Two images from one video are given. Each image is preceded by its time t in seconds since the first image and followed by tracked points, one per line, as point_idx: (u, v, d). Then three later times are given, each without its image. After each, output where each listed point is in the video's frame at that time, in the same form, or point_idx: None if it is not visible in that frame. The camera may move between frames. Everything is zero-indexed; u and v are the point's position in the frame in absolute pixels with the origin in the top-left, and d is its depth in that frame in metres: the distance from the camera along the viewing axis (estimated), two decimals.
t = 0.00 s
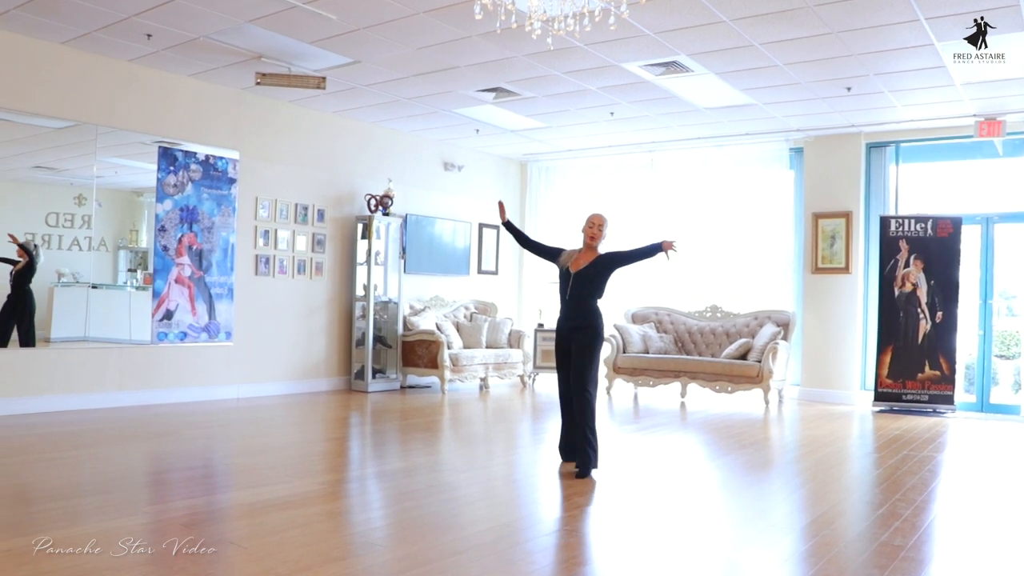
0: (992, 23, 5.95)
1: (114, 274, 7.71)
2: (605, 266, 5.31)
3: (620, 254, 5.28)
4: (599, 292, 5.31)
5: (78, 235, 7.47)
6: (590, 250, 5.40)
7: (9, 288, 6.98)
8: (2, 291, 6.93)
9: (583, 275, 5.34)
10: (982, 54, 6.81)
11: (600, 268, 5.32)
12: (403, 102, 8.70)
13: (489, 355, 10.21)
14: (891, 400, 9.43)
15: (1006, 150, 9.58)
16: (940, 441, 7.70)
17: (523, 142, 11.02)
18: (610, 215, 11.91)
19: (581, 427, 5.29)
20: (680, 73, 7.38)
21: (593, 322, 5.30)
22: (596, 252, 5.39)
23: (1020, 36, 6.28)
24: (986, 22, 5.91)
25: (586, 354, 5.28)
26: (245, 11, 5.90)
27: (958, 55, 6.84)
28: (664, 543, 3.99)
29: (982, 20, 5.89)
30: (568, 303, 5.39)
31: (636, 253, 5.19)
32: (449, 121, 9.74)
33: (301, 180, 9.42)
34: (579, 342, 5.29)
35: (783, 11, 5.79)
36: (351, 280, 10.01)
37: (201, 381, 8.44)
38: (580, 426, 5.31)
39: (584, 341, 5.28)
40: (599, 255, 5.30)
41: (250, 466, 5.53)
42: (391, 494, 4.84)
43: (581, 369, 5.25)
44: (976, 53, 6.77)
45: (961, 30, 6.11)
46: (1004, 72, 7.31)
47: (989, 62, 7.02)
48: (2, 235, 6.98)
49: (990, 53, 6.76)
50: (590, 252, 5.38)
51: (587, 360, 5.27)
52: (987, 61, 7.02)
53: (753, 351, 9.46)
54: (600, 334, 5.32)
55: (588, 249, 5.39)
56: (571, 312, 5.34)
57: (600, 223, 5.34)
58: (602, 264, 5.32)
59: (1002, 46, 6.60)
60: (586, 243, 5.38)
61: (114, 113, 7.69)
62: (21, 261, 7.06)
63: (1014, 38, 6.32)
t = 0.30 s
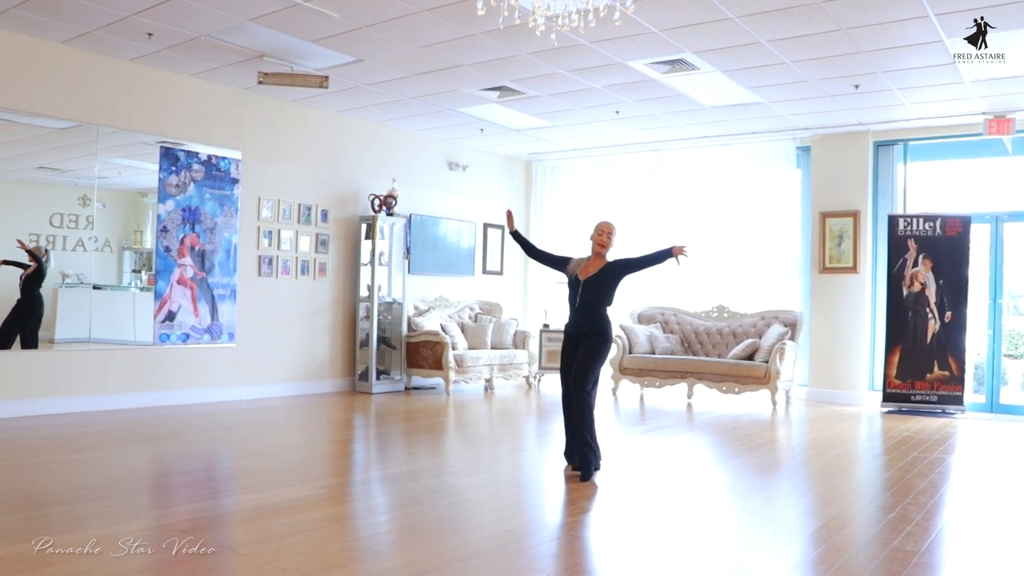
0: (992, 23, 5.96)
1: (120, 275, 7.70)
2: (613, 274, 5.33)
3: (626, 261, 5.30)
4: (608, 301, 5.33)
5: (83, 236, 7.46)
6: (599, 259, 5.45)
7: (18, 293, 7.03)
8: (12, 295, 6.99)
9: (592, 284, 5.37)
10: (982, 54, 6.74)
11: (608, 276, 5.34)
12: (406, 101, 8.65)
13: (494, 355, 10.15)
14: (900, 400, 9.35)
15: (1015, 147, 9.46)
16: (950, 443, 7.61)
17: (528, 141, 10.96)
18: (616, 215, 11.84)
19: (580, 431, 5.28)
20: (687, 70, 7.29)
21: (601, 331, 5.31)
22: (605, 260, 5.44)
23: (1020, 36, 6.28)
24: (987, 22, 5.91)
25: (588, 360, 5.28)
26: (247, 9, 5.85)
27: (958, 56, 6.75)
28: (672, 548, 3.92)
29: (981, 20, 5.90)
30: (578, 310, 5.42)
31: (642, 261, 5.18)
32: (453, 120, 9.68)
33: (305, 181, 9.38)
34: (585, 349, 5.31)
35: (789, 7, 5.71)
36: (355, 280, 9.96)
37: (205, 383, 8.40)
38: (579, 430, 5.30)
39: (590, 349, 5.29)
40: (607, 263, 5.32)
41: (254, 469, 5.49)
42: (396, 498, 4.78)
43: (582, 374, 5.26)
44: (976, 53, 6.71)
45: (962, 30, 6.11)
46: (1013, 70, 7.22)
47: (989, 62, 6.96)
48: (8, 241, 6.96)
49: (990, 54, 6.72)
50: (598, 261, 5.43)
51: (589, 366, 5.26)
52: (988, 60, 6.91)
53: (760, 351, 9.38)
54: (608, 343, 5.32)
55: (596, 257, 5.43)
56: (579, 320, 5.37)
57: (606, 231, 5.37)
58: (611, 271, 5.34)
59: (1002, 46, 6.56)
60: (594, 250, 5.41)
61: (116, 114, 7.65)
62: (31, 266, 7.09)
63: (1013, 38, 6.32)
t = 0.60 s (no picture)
0: (992, 23, 6.01)
1: (122, 277, 7.67)
2: (619, 279, 5.33)
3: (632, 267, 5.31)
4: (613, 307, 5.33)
5: (86, 238, 7.42)
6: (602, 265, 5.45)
7: (19, 299, 6.99)
8: (13, 299, 6.95)
9: (596, 290, 5.36)
10: (982, 54, 6.77)
11: (614, 280, 5.34)
12: (408, 100, 8.59)
13: (498, 355, 10.08)
14: (907, 399, 9.26)
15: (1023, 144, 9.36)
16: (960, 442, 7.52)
17: (531, 139, 10.90)
18: (619, 214, 11.78)
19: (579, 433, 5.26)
20: (691, 67, 7.23)
21: (604, 336, 5.32)
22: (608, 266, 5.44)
23: (1021, 34, 6.30)
24: (987, 22, 5.95)
25: (591, 364, 5.27)
26: (247, 7, 5.79)
27: (957, 56, 6.78)
28: (679, 552, 3.84)
29: (982, 20, 5.94)
30: (582, 315, 5.41)
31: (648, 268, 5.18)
32: (456, 118, 9.62)
33: (306, 181, 9.32)
34: (588, 354, 5.31)
35: (794, 2, 5.65)
36: (358, 281, 9.91)
37: (206, 384, 8.35)
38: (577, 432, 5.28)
39: (594, 354, 5.30)
40: (613, 268, 5.32)
41: (256, 472, 5.43)
42: (399, 501, 4.71)
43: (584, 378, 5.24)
44: (976, 53, 6.73)
45: (962, 30, 6.15)
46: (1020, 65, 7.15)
47: (989, 62, 7.00)
48: (9, 246, 6.92)
49: (990, 53, 6.74)
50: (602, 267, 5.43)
51: (591, 370, 5.25)
52: (988, 61, 7.00)
53: (766, 350, 9.31)
54: (612, 349, 5.35)
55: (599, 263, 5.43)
56: (583, 325, 5.37)
57: (609, 236, 5.37)
58: (617, 277, 5.34)
59: (1002, 46, 6.57)
60: (598, 255, 5.39)
61: (115, 114, 7.60)
62: (33, 271, 7.06)
63: (1013, 38, 6.37)
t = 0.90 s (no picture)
0: (992, 23, 6.05)
1: (123, 277, 7.63)
2: (618, 283, 5.31)
3: (631, 272, 5.28)
4: (614, 311, 5.35)
5: (86, 238, 7.38)
6: (602, 269, 5.41)
7: (19, 300, 6.97)
8: (13, 300, 6.92)
9: (596, 294, 5.34)
10: (983, 54, 6.82)
11: (614, 284, 5.32)
12: (409, 98, 8.54)
13: (499, 355, 10.03)
14: (912, 399, 9.20)
15: None
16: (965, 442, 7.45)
17: (532, 138, 10.85)
18: (621, 213, 11.73)
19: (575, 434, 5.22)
20: (693, 64, 7.17)
21: (604, 340, 5.36)
22: (608, 270, 5.41)
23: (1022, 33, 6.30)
24: (987, 22, 5.98)
25: (591, 366, 5.30)
26: (246, 3, 5.73)
27: (958, 56, 6.83)
28: (683, 554, 3.78)
29: (982, 20, 5.97)
30: (581, 319, 5.42)
31: (649, 273, 5.18)
32: (456, 117, 9.57)
33: (306, 180, 9.27)
34: (588, 357, 5.33)
35: None
36: (357, 281, 9.85)
37: (205, 385, 8.30)
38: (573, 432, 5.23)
39: (593, 357, 5.32)
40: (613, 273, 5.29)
41: (255, 474, 5.37)
42: (400, 503, 4.65)
43: (583, 380, 5.24)
44: (976, 53, 6.77)
45: (962, 30, 6.19)
46: None
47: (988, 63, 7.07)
48: (7, 247, 6.88)
49: (990, 54, 6.79)
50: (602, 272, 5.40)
51: (591, 372, 5.28)
52: (988, 61, 7.02)
53: (770, 350, 9.25)
54: (611, 353, 5.39)
55: (599, 268, 5.39)
56: (583, 328, 5.38)
57: (609, 241, 5.31)
58: (616, 281, 5.32)
59: (1002, 46, 6.61)
60: (597, 260, 5.35)
61: (114, 113, 7.55)
62: (33, 275, 7.03)
63: (1013, 38, 6.41)
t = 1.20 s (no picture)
0: (992, 23, 6.05)
1: (123, 277, 7.59)
2: (619, 285, 5.26)
3: (631, 274, 5.24)
4: (614, 313, 5.31)
5: (85, 237, 7.33)
6: (602, 271, 5.36)
7: (18, 300, 6.89)
8: (12, 299, 6.86)
9: (597, 296, 5.29)
10: (983, 54, 6.82)
11: (614, 286, 5.27)
12: (408, 97, 8.48)
13: (500, 355, 9.98)
14: (915, 399, 9.13)
15: None
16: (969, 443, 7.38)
17: (533, 137, 10.80)
18: (622, 212, 11.68)
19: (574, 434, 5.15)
20: (695, 61, 7.11)
21: (604, 341, 5.31)
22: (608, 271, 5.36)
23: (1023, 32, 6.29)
24: (987, 22, 5.99)
25: (591, 367, 5.25)
26: None
27: (959, 55, 6.83)
28: (686, 558, 3.72)
29: (982, 20, 5.97)
30: (581, 320, 5.38)
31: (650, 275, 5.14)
32: (456, 116, 9.52)
33: (305, 179, 9.22)
34: (588, 357, 5.28)
35: None
36: (357, 280, 9.80)
37: (203, 385, 8.25)
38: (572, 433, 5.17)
39: (594, 357, 5.28)
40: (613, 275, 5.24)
41: (254, 475, 5.31)
42: (399, 505, 4.59)
43: (584, 380, 5.18)
44: (976, 53, 6.78)
45: (961, 30, 6.19)
46: None
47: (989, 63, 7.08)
48: (4, 247, 6.81)
49: (990, 53, 6.79)
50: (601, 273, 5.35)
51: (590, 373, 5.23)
52: (988, 61, 7.01)
53: (772, 350, 9.18)
54: (611, 354, 5.34)
55: (598, 270, 5.34)
56: (582, 329, 5.34)
57: (609, 242, 5.26)
58: (616, 283, 5.27)
59: (1002, 46, 6.62)
60: (597, 261, 5.30)
61: (111, 112, 7.50)
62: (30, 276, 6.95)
63: (1014, 37, 6.39)
